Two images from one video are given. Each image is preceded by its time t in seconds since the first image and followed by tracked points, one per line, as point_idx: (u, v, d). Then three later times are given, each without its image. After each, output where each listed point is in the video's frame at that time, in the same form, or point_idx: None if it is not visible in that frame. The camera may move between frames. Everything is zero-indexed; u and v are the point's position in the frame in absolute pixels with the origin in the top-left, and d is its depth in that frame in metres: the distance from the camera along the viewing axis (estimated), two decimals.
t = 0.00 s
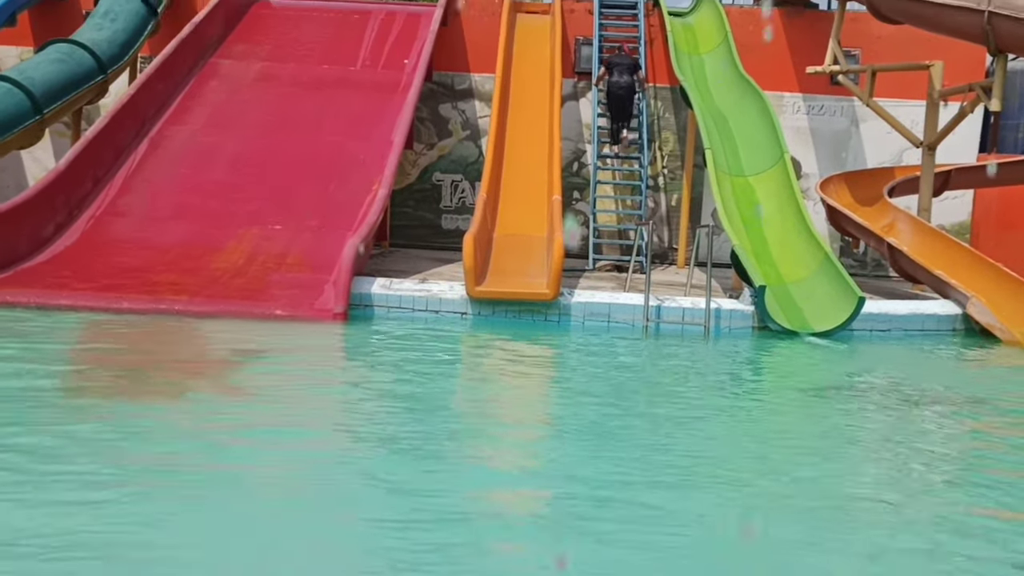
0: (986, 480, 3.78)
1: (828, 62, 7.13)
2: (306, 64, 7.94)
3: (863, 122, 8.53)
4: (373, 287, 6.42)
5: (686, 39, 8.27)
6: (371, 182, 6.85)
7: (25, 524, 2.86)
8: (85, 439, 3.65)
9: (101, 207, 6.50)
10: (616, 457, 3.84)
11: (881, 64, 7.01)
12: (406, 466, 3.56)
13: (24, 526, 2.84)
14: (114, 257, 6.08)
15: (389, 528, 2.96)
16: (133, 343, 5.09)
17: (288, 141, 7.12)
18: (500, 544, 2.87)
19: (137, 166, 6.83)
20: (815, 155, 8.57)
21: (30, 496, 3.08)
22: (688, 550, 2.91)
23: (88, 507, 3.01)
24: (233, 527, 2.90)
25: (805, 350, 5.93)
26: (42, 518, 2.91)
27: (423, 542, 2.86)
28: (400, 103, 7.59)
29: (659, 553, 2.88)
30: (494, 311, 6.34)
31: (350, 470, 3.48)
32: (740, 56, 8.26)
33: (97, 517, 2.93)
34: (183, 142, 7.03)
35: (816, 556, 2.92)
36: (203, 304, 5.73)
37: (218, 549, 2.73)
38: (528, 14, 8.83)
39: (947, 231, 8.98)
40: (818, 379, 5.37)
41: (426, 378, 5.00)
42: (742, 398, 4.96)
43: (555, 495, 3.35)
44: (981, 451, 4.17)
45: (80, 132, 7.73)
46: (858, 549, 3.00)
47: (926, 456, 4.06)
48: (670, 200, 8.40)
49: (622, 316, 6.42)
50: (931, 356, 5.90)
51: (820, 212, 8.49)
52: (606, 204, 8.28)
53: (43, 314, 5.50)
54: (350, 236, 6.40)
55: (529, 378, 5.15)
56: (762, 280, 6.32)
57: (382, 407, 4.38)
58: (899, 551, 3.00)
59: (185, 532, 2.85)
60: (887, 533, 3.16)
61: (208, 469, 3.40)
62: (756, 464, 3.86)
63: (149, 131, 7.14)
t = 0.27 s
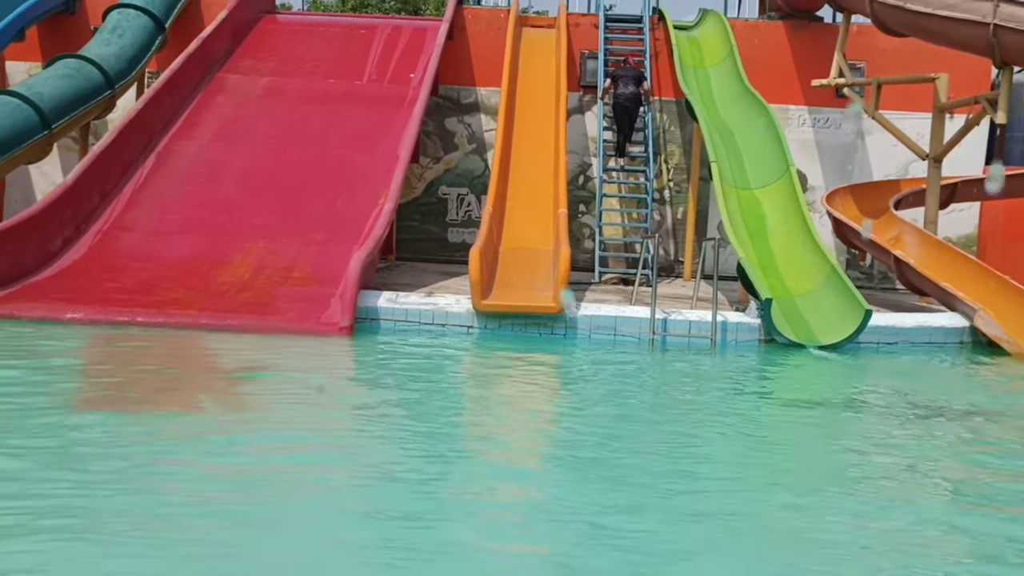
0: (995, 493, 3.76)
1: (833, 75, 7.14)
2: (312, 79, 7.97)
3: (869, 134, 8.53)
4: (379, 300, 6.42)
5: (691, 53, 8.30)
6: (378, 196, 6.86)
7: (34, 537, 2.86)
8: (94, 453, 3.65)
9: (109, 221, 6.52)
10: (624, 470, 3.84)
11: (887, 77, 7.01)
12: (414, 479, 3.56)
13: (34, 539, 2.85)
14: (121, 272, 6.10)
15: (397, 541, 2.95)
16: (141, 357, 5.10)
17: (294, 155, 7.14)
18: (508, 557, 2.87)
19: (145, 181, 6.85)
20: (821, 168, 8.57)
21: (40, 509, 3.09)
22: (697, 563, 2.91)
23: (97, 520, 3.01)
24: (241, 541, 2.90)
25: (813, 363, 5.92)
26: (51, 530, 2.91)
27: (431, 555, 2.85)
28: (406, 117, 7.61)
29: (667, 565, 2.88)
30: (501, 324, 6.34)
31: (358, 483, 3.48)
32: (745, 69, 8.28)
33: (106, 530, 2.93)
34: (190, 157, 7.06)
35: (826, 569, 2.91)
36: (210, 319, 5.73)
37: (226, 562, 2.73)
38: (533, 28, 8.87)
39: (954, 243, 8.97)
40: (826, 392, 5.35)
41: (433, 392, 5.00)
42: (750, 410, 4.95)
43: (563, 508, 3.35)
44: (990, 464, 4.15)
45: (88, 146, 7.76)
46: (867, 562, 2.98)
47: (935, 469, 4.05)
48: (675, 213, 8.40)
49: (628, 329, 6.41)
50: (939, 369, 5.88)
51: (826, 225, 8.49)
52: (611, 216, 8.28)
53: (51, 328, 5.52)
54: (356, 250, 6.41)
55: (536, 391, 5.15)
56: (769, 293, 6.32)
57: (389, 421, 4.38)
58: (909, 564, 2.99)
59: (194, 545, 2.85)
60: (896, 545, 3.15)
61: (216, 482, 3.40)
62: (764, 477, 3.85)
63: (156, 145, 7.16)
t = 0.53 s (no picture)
0: (1008, 515, 3.73)
1: (842, 95, 7.15)
2: (322, 101, 8.02)
3: (878, 154, 8.53)
4: (388, 321, 6.43)
5: (699, 74, 8.33)
6: (387, 217, 6.88)
7: (44, 560, 2.87)
8: (105, 475, 3.66)
9: (120, 244, 6.55)
10: (634, 493, 3.82)
11: (895, 97, 7.02)
12: (423, 502, 3.55)
13: (43, 562, 2.85)
14: (132, 294, 6.12)
15: (407, 565, 2.94)
16: (150, 380, 5.10)
17: (304, 177, 7.17)
18: None
19: (155, 203, 6.89)
20: (830, 188, 8.56)
21: (50, 532, 3.09)
22: None
23: (106, 544, 3.01)
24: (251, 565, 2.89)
25: (823, 385, 5.89)
26: (61, 554, 2.92)
27: None
28: (415, 139, 7.64)
29: None
30: (510, 346, 6.33)
31: (367, 506, 3.48)
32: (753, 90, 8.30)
33: (115, 554, 2.93)
34: (201, 180, 7.10)
35: None
36: (220, 341, 5.74)
37: None
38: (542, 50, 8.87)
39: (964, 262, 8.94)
40: (837, 414, 5.32)
41: (443, 414, 4.99)
42: (760, 432, 4.93)
43: (573, 531, 3.33)
44: (1003, 485, 4.12)
45: (100, 169, 7.82)
46: None
47: (947, 491, 4.02)
48: (684, 234, 8.40)
49: (637, 350, 6.39)
50: (950, 390, 5.85)
51: (835, 245, 8.47)
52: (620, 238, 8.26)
53: (62, 351, 5.53)
54: (365, 272, 6.42)
55: (545, 413, 5.14)
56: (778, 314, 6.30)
57: (399, 443, 4.38)
58: None
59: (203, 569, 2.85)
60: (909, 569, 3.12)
61: (225, 506, 3.40)
62: (775, 499, 3.82)
63: (167, 168, 7.21)
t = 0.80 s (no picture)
0: None
1: (850, 118, 7.16)
2: (332, 127, 8.08)
3: (887, 177, 8.53)
4: (399, 346, 6.42)
5: (708, 97, 8.37)
6: (397, 242, 6.90)
7: None
8: (117, 499, 3.67)
9: (132, 269, 6.59)
10: (646, 517, 3.80)
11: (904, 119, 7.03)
12: (434, 526, 3.54)
13: None
14: (143, 319, 6.14)
15: None
16: (162, 404, 5.11)
17: (314, 203, 7.21)
18: None
19: (167, 229, 6.93)
20: (840, 211, 8.56)
21: (63, 555, 3.10)
22: None
23: (118, 567, 3.01)
24: None
25: (836, 408, 5.86)
26: None
27: None
28: (424, 164, 7.68)
29: None
30: (520, 370, 6.32)
31: (378, 529, 3.47)
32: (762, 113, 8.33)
33: None
34: (212, 205, 7.14)
35: None
36: (231, 366, 5.75)
37: None
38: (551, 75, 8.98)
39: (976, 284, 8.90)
40: (850, 437, 5.29)
41: (454, 438, 4.97)
42: (773, 455, 4.91)
43: (585, 554, 3.32)
44: (1019, 508, 4.08)
45: (112, 195, 7.88)
46: None
47: (962, 514, 3.98)
48: (694, 256, 8.39)
49: (648, 373, 6.37)
50: (964, 413, 5.81)
51: (846, 267, 8.45)
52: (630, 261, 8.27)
53: (74, 376, 5.55)
54: (376, 296, 6.44)
55: (556, 437, 5.13)
56: (789, 337, 6.29)
57: (410, 467, 4.37)
58: None
59: None
60: None
61: (237, 530, 3.40)
62: (788, 522, 3.80)
63: (179, 194, 7.25)
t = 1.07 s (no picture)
0: None
1: (863, 140, 7.17)
2: (346, 153, 8.14)
3: (902, 199, 8.51)
4: (413, 371, 6.41)
5: (721, 121, 8.43)
6: (411, 267, 6.92)
7: None
8: (132, 526, 3.66)
9: (148, 296, 6.62)
10: (663, 542, 3.77)
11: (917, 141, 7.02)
12: (449, 552, 3.52)
13: None
14: (159, 346, 6.17)
15: None
16: (177, 431, 5.12)
17: (328, 229, 7.25)
18: None
19: (183, 256, 6.97)
20: (855, 234, 8.54)
21: None
22: None
23: None
24: None
25: (853, 432, 5.81)
26: None
27: None
28: (438, 190, 7.72)
29: None
30: (535, 395, 6.29)
31: (393, 556, 3.45)
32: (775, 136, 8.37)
33: None
34: (228, 232, 7.18)
35: None
36: (246, 393, 5.76)
37: None
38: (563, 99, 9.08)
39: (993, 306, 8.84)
40: (869, 462, 5.23)
41: (469, 464, 4.94)
42: (789, 479, 4.87)
43: None
44: None
45: (129, 224, 7.95)
46: None
47: (983, 539, 3.93)
48: (709, 280, 8.37)
49: (664, 398, 6.33)
50: (983, 436, 5.75)
51: (861, 289, 8.41)
52: (644, 284, 8.30)
53: (90, 403, 5.57)
54: (390, 322, 6.45)
55: (570, 461, 5.11)
56: (805, 360, 6.25)
57: (424, 492, 4.35)
58: None
59: None
60: None
61: (251, 557, 3.39)
62: (806, 547, 3.76)
63: (194, 221, 7.31)
